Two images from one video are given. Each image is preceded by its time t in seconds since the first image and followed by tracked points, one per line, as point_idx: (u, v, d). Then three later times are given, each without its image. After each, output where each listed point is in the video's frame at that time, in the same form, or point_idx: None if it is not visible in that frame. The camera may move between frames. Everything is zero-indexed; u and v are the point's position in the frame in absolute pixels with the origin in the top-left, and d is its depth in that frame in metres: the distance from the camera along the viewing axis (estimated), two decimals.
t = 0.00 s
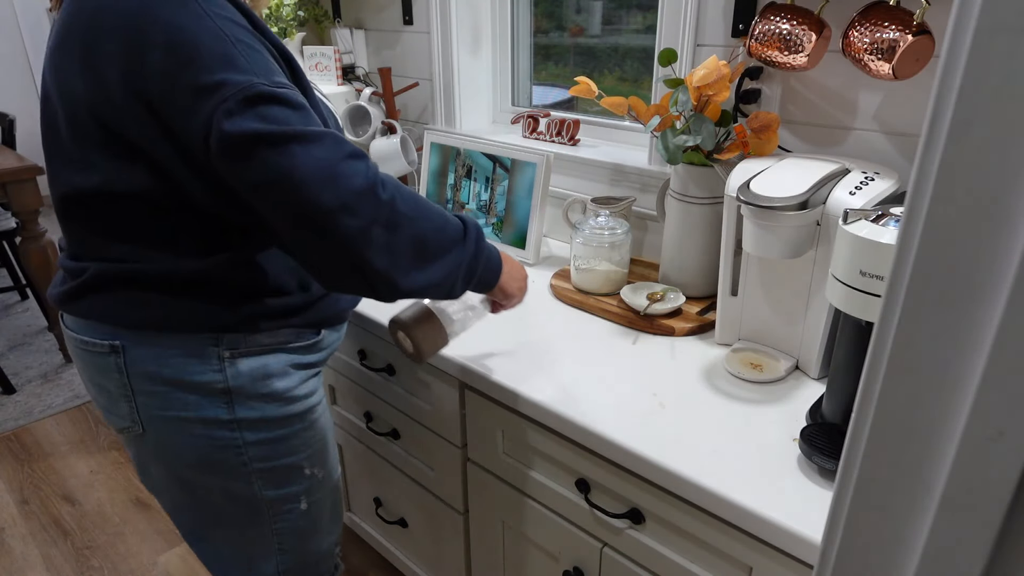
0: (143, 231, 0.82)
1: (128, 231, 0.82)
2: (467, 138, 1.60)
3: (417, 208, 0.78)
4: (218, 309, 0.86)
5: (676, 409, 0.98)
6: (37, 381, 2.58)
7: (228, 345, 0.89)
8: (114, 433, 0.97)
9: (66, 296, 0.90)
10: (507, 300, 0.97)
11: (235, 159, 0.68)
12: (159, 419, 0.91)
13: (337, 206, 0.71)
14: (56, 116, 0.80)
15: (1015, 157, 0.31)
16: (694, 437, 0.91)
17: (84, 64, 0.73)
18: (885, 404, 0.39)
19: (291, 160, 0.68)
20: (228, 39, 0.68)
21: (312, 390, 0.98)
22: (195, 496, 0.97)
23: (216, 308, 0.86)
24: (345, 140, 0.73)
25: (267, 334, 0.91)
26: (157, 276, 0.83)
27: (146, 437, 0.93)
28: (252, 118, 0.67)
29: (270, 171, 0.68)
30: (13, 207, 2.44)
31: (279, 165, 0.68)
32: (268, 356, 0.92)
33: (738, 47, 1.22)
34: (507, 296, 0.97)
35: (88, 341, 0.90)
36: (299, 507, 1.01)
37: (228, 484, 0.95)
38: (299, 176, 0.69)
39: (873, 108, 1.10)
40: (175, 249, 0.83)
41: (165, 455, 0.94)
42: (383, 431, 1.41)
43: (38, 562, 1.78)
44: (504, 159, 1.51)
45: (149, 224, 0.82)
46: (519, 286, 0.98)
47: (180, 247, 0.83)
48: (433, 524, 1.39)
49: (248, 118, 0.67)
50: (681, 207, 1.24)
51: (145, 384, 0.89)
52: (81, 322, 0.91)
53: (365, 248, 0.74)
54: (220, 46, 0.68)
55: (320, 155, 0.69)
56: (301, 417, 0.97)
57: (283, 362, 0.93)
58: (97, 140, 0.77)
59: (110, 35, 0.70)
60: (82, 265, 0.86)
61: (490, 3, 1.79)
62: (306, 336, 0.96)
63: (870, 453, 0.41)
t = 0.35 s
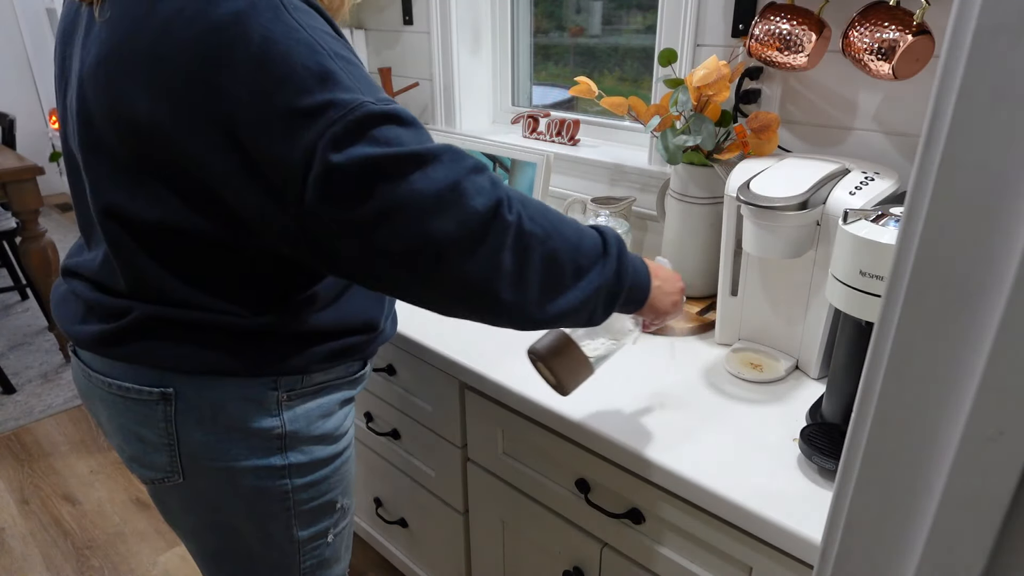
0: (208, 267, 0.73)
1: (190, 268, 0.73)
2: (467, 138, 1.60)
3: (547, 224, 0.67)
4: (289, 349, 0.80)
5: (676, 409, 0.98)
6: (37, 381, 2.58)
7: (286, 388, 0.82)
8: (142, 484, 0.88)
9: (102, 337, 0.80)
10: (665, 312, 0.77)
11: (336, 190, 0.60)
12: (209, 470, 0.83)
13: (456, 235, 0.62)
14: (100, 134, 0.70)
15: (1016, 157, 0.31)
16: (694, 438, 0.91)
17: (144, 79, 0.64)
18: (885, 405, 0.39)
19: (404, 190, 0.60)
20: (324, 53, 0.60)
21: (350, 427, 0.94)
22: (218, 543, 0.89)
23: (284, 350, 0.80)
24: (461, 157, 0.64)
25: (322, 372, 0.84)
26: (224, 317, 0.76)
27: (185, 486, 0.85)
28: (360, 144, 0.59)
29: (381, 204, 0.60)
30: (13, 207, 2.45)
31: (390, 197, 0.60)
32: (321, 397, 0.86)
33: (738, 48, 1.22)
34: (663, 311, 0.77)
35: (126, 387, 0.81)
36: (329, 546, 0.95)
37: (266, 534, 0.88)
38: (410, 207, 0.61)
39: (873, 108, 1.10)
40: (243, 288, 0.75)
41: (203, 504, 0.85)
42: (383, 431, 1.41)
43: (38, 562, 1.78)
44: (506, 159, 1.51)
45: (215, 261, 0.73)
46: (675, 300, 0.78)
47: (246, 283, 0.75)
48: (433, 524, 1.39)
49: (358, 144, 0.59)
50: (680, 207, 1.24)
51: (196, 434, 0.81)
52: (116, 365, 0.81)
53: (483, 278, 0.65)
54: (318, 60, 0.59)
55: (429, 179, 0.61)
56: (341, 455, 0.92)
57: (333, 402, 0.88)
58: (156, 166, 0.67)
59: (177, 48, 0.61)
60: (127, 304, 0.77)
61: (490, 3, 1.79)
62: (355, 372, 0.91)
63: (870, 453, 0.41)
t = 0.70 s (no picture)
0: (225, 287, 0.72)
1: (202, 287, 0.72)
2: (467, 138, 1.60)
3: (590, 242, 0.68)
4: (309, 372, 0.79)
5: (676, 409, 0.98)
6: (38, 381, 2.58)
7: (291, 408, 0.80)
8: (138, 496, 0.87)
9: (106, 352, 0.78)
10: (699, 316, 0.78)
11: (390, 228, 0.61)
12: (207, 487, 0.82)
13: (507, 264, 0.64)
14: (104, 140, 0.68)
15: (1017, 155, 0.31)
16: (695, 438, 0.91)
17: (159, 93, 0.61)
18: (885, 403, 0.39)
19: (457, 228, 0.62)
20: (374, 84, 0.60)
21: (353, 443, 0.92)
22: (215, 555, 0.88)
23: (302, 373, 0.78)
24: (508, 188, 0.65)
25: (328, 392, 0.82)
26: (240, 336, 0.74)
27: (181, 501, 0.83)
28: (415, 181, 0.60)
29: (434, 242, 0.62)
30: (13, 207, 2.45)
31: (444, 235, 0.62)
32: (326, 416, 0.84)
33: (738, 48, 1.23)
34: (699, 308, 0.78)
35: (125, 402, 0.80)
36: (329, 561, 0.94)
37: (263, 551, 0.86)
38: (462, 242, 0.62)
39: (873, 108, 1.11)
40: (261, 310, 0.74)
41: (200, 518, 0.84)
42: (383, 431, 1.41)
43: (38, 562, 1.78)
44: (506, 159, 1.51)
45: (234, 281, 0.72)
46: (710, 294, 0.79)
47: (266, 305, 0.74)
48: (433, 524, 1.39)
49: (413, 183, 0.60)
50: (680, 207, 1.24)
51: (196, 453, 0.80)
52: (119, 381, 0.80)
53: (532, 300, 0.66)
54: (371, 95, 0.59)
55: (480, 215, 0.62)
56: (343, 473, 0.91)
57: (336, 421, 0.86)
58: (172, 184, 0.65)
59: (199, 64, 0.59)
60: (130, 321, 0.76)
61: (490, 3, 1.79)
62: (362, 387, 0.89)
63: (870, 452, 0.41)
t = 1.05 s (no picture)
0: (217, 287, 0.72)
1: (195, 288, 0.72)
2: (468, 138, 1.60)
3: (556, 292, 0.65)
4: (302, 376, 0.79)
5: (675, 409, 0.98)
6: (37, 381, 2.58)
7: (292, 410, 0.80)
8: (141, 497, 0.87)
9: (107, 352, 0.78)
10: (677, 386, 0.75)
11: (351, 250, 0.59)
12: (210, 488, 0.81)
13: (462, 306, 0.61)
14: (102, 137, 0.68)
15: (1017, 155, 0.31)
16: (694, 438, 0.91)
17: (151, 91, 0.61)
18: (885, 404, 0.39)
19: (415, 260, 0.59)
20: (343, 88, 0.57)
21: (355, 445, 0.92)
22: (218, 555, 0.87)
23: (291, 376, 0.78)
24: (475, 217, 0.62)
25: (329, 394, 0.83)
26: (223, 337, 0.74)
27: (184, 501, 0.83)
28: (378, 199, 0.58)
29: (392, 270, 0.60)
30: (13, 207, 2.45)
31: (405, 262, 0.59)
32: (327, 418, 0.84)
33: (738, 47, 1.23)
34: (687, 376, 0.75)
35: (127, 401, 0.80)
36: (330, 562, 0.93)
37: (266, 551, 0.86)
38: (417, 277, 0.60)
39: (873, 108, 1.11)
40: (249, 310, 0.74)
41: (204, 517, 0.84)
42: (383, 431, 1.41)
43: (38, 562, 1.78)
44: (506, 159, 1.51)
45: (228, 282, 0.72)
46: (703, 361, 0.76)
47: (258, 306, 0.74)
48: (433, 524, 1.39)
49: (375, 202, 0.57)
50: (680, 207, 1.24)
51: (195, 454, 0.80)
52: (119, 381, 0.80)
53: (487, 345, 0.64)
54: (337, 98, 0.57)
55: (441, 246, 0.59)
56: (346, 475, 0.90)
57: (338, 424, 0.86)
58: (165, 182, 0.65)
59: (188, 62, 0.59)
60: (129, 321, 0.76)
61: (490, 3, 1.79)
62: (363, 388, 0.89)
63: (870, 452, 0.41)
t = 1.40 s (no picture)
0: (201, 289, 0.72)
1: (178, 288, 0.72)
2: (467, 138, 1.60)
3: (524, 308, 0.62)
4: (290, 376, 0.79)
5: (675, 409, 0.98)
6: (37, 381, 2.58)
7: (279, 411, 0.80)
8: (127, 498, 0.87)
9: (92, 353, 0.78)
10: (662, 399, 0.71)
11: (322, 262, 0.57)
12: (196, 489, 0.81)
13: (428, 325, 0.59)
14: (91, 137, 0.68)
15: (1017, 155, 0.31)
16: (694, 438, 0.91)
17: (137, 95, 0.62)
18: (885, 404, 0.39)
19: (378, 273, 0.57)
20: (321, 94, 0.56)
21: (343, 447, 0.92)
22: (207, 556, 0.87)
23: (279, 377, 0.78)
24: (443, 231, 0.60)
25: (316, 394, 0.83)
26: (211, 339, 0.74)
27: (172, 502, 0.83)
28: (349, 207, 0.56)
29: (355, 283, 0.58)
30: (13, 207, 2.45)
31: (369, 276, 0.57)
32: (313, 419, 0.84)
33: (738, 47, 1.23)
34: (667, 385, 0.70)
35: (113, 402, 0.79)
36: (317, 563, 0.94)
37: (252, 552, 0.86)
38: (383, 294, 0.58)
39: (873, 108, 1.11)
40: (232, 310, 0.74)
41: (190, 520, 0.84)
42: (383, 431, 1.41)
43: (38, 562, 1.78)
44: (505, 159, 1.51)
45: (213, 283, 0.72)
46: (683, 372, 0.71)
47: (242, 306, 0.74)
48: (433, 524, 1.39)
49: (345, 212, 0.56)
50: (680, 207, 1.24)
51: (181, 454, 0.79)
52: (104, 381, 0.80)
53: (459, 366, 0.61)
54: (314, 104, 0.56)
55: (407, 258, 0.57)
56: (332, 476, 0.90)
57: (325, 425, 0.86)
58: (149, 183, 0.66)
59: (171, 68, 0.59)
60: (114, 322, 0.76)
61: (490, 3, 1.79)
62: (349, 389, 0.89)
63: (870, 453, 0.41)
